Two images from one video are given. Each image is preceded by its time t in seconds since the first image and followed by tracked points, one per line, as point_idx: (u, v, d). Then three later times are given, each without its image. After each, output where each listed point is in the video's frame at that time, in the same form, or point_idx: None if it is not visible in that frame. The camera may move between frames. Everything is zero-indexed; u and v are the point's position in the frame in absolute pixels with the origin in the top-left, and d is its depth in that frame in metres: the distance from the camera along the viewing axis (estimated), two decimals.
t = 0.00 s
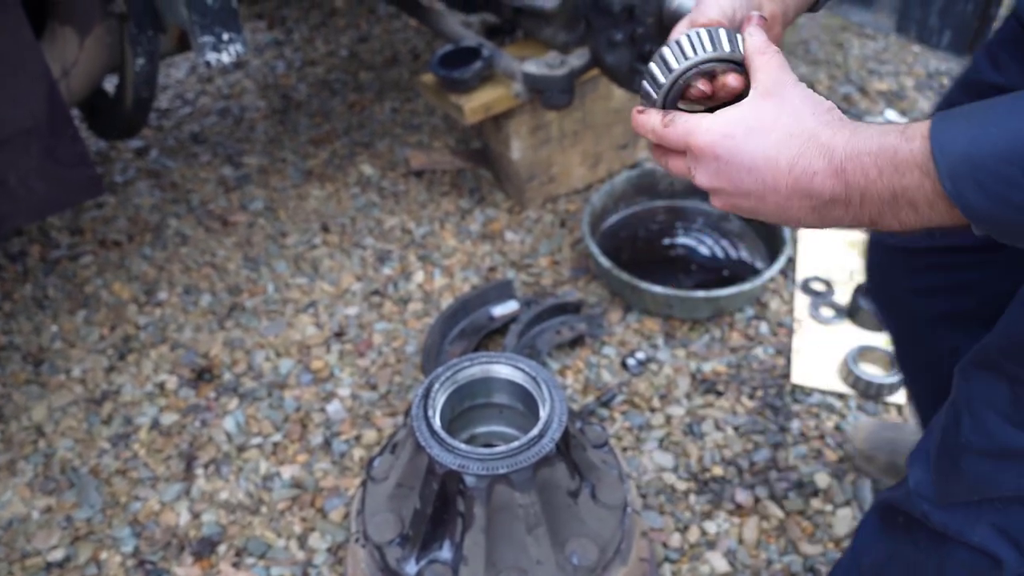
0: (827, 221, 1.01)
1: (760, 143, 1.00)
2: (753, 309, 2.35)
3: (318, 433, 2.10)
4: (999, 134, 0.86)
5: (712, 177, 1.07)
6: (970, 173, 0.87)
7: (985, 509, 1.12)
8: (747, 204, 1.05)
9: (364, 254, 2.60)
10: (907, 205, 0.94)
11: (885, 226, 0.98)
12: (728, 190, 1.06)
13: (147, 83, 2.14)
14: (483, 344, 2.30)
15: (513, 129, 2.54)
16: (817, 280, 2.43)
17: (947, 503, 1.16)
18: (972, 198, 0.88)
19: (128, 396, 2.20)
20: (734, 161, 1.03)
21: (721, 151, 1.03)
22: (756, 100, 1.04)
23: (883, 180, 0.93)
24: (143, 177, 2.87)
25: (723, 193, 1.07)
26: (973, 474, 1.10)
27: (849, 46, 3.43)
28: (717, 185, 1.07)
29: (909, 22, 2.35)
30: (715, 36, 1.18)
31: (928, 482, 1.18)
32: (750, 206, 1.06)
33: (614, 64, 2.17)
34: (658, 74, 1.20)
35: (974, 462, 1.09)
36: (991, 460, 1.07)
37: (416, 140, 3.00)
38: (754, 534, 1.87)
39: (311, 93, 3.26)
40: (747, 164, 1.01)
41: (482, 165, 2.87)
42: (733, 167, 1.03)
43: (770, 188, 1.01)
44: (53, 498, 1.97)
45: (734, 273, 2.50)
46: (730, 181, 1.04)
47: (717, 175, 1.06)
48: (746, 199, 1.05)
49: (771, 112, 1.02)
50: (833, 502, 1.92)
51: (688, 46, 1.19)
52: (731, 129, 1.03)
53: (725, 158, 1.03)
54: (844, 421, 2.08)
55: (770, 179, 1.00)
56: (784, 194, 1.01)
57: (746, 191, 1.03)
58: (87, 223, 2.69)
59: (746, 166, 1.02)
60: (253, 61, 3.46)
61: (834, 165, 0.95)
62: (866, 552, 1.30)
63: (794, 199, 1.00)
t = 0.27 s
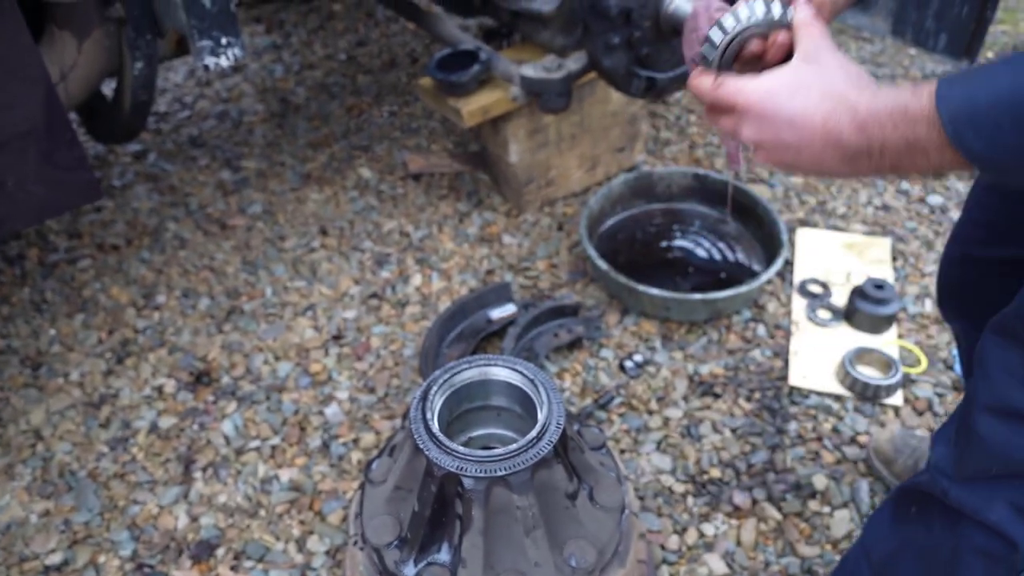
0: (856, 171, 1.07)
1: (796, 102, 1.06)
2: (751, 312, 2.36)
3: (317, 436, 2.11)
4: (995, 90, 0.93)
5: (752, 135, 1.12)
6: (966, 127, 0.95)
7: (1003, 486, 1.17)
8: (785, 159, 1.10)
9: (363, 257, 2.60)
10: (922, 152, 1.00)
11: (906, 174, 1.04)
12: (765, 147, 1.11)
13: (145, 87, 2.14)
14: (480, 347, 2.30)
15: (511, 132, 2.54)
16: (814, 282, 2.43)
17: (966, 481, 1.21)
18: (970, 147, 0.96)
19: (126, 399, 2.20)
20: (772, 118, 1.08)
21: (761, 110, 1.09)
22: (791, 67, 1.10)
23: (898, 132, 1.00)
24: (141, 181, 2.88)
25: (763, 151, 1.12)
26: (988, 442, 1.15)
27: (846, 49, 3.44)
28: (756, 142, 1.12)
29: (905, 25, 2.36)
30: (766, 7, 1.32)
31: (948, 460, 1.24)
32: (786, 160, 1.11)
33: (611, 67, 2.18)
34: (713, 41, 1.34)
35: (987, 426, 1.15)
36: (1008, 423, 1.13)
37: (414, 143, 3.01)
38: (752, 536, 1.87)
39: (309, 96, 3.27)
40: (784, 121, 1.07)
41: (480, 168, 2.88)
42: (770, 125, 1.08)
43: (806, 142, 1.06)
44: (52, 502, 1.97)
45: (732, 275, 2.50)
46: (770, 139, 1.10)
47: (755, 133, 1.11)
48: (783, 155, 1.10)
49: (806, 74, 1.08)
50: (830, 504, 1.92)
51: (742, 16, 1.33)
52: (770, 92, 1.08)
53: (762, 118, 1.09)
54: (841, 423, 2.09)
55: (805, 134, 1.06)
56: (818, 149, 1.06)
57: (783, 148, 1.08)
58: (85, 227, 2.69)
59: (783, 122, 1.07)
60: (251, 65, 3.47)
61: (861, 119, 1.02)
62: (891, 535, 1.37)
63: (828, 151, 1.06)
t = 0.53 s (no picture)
0: (890, 125, 1.06)
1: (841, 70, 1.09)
2: (748, 314, 2.37)
3: (314, 439, 2.11)
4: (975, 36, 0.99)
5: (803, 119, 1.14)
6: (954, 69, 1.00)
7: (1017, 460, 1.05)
8: (832, 134, 1.10)
9: (360, 260, 2.61)
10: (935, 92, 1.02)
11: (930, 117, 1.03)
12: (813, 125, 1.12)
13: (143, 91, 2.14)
14: (478, 350, 2.30)
15: (508, 136, 2.54)
16: (811, 285, 2.44)
17: (978, 455, 1.10)
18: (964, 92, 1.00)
19: (124, 403, 2.20)
20: (819, 90, 1.10)
21: (811, 89, 1.12)
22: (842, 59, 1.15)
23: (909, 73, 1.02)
24: (138, 184, 2.88)
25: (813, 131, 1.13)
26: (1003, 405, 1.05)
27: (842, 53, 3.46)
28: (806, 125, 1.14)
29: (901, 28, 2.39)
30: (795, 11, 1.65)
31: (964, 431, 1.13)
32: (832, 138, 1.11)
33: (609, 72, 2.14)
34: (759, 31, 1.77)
35: (1001, 386, 1.06)
36: None
37: (411, 147, 3.01)
38: (749, 538, 1.86)
39: (306, 100, 3.28)
40: (823, 91, 1.10)
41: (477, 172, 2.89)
42: (816, 95, 1.11)
43: (847, 104, 1.08)
44: (49, 505, 1.97)
45: (728, 278, 2.49)
46: (817, 113, 1.11)
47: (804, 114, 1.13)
48: (828, 127, 1.10)
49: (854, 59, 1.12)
50: (827, 506, 1.93)
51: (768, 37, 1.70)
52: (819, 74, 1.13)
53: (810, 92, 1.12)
54: (838, 425, 2.09)
55: (846, 94, 1.08)
56: (859, 109, 1.07)
57: (830, 117, 1.09)
58: (82, 230, 2.69)
59: (828, 89, 1.09)
60: (248, 69, 3.48)
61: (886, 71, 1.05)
62: (904, 537, 1.24)
63: (865, 111, 1.07)
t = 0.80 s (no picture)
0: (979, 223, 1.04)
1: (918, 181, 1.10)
2: (747, 317, 2.38)
3: (315, 443, 2.11)
4: None
5: (893, 232, 1.13)
6: None
7: None
8: (925, 241, 1.08)
9: (360, 264, 2.61)
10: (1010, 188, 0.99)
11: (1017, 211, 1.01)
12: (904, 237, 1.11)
13: (144, 96, 2.15)
14: (478, 353, 2.31)
15: (507, 140, 2.55)
16: (810, 287, 2.44)
17: (989, 447, 1.10)
18: None
19: (125, 407, 2.20)
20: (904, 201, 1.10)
21: (898, 202, 1.12)
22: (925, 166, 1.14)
23: (986, 176, 1.01)
24: (139, 189, 2.89)
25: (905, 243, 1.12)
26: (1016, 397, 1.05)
27: (841, 56, 3.47)
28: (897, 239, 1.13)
29: (899, 31, 2.39)
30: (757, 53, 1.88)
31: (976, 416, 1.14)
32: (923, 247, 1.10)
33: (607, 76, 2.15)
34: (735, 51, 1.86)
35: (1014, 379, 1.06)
36: None
37: (411, 151, 3.02)
38: (749, 540, 1.87)
39: (307, 104, 3.29)
40: (911, 203, 1.09)
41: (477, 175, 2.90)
42: (899, 209, 1.11)
43: (928, 209, 1.07)
44: (50, 509, 1.98)
45: (728, 281, 2.50)
46: (906, 223, 1.10)
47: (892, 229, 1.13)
48: (917, 235, 1.09)
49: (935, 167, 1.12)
50: (827, 508, 1.93)
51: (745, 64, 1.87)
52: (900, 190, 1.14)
53: (893, 206, 1.13)
54: (837, 427, 2.10)
55: (926, 199, 1.08)
56: (939, 211, 1.06)
57: (918, 226, 1.08)
58: (83, 235, 2.70)
59: (909, 201, 1.10)
60: (249, 74, 3.49)
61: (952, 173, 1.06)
62: (901, 530, 1.23)
63: (954, 214, 1.05)
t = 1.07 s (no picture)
0: (988, 273, 1.28)
1: (928, 241, 1.35)
2: (748, 314, 2.37)
3: (315, 441, 2.11)
4: None
5: (912, 287, 1.37)
6: None
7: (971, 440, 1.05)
8: (947, 293, 1.32)
9: (361, 262, 2.61)
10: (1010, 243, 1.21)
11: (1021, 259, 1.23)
12: (923, 291, 1.36)
13: (144, 94, 2.15)
14: (479, 351, 2.31)
15: (507, 138, 2.54)
16: (811, 284, 2.44)
17: (938, 441, 1.10)
18: None
19: (126, 405, 2.20)
20: (917, 263, 1.35)
21: (914, 264, 1.36)
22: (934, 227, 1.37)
23: (990, 233, 1.23)
24: (139, 187, 2.89)
25: (925, 295, 1.36)
26: (953, 391, 1.08)
27: (842, 53, 3.46)
28: (917, 294, 1.37)
29: (899, 28, 2.36)
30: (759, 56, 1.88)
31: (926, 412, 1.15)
32: (946, 295, 1.33)
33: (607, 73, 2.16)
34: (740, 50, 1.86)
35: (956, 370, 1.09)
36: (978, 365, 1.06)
37: (411, 149, 3.02)
38: (750, 537, 1.87)
39: (307, 102, 3.29)
40: (926, 264, 1.34)
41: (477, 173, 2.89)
42: (916, 268, 1.35)
43: (943, 265, 1.32)
44: (52, 508, 1.98)
45: (728, 278, 2.50)
46: (926, 281, 1.34)
47: (912, 286, 1.37)
48: (936, 288, 1.34)
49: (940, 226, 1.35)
50: (827, 505, 1.93)
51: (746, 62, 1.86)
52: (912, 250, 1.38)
53: (911, 265, 1.36)
54: (838, 424, 2.10)
55: (938, 257, 1.32)
56: (953, 267, 1.31)
57: (937, 282, 1.33)
58: (84, 233, 2.70)
59: (922, 261, 1.34)
60: (249, 72, 3.49)
61: (957, 234, 1.30)
62: (879, 526, 1.19)
63: (966, 267, 1.29)
